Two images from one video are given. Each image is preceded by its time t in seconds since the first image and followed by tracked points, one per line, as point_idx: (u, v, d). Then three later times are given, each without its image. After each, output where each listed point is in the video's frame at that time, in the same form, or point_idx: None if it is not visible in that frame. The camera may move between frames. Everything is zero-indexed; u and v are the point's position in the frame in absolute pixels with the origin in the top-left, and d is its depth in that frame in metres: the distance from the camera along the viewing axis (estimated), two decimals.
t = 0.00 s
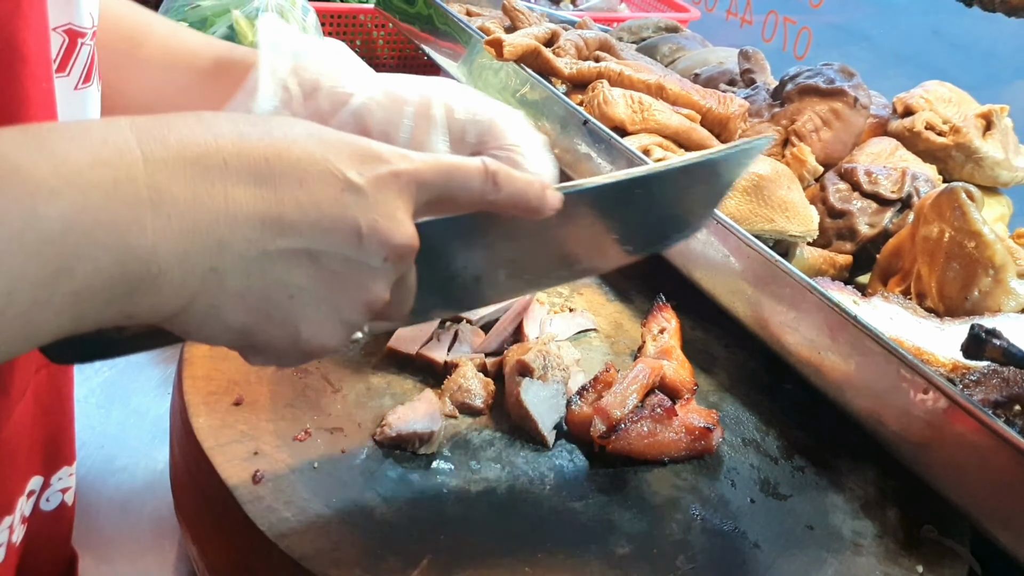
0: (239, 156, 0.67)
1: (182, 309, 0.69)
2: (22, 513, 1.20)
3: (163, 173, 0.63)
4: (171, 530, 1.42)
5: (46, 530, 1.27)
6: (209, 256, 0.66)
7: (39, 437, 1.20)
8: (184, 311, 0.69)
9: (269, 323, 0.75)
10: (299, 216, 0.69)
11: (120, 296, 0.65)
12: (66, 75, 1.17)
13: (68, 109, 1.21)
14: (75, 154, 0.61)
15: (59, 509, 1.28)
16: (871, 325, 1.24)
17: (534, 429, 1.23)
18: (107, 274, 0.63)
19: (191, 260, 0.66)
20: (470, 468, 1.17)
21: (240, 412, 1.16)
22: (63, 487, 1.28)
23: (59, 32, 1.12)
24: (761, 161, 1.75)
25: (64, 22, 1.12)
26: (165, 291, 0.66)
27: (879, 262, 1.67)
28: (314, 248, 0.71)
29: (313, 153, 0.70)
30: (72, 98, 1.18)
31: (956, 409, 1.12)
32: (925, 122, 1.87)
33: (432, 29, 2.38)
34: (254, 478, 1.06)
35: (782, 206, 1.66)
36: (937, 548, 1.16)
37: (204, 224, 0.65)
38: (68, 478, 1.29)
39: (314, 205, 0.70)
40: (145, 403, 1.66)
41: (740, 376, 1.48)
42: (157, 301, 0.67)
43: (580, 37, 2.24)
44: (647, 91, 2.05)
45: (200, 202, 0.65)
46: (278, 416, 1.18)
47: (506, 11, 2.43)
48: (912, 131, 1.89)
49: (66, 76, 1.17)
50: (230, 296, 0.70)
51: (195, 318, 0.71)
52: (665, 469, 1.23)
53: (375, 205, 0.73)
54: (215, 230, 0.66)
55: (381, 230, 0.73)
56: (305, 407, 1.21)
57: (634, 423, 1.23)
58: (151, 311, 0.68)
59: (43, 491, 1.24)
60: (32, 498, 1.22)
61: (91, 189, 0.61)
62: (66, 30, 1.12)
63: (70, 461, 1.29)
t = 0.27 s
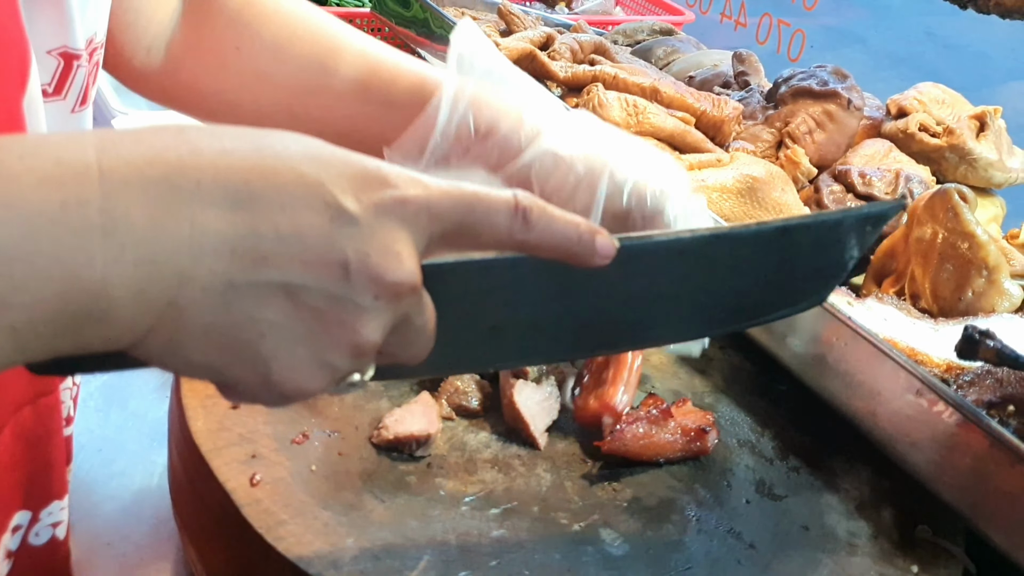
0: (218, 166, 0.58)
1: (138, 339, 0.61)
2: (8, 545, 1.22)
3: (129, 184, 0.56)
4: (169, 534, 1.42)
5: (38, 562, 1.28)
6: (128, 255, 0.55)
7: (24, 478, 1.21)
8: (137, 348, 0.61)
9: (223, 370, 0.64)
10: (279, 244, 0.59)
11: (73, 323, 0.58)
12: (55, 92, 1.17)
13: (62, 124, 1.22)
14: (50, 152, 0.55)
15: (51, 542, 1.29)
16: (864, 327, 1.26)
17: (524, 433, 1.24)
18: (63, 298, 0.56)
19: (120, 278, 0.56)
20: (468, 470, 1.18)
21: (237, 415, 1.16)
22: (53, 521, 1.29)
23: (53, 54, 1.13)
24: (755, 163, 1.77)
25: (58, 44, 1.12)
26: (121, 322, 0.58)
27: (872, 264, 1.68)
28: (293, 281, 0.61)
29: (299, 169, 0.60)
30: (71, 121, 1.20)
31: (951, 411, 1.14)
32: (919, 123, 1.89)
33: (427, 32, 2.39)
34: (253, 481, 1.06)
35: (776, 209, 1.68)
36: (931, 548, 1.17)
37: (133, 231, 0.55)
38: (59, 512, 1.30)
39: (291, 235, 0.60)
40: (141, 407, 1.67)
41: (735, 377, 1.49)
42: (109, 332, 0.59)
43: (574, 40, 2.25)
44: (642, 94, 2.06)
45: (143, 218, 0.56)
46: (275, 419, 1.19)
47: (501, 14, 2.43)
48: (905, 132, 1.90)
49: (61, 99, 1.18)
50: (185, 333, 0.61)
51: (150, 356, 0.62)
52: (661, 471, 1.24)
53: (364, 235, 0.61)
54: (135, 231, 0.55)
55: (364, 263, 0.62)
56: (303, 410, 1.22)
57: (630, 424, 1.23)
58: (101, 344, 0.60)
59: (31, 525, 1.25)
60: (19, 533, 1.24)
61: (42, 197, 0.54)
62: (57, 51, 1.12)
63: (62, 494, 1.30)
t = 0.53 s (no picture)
0: (223, 165, 0.87)
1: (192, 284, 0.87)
2: None
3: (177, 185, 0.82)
4: (164, 540, 1.41)
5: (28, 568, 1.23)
6: (212, 246, 0.86)
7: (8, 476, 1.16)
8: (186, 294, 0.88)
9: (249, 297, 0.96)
10: (271, 195, 0.92)
11: (145, 286, 0.82)
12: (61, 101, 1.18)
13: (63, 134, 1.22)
14: (96, 168, 0.77)
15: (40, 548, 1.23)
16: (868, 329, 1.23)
17: (523, 437, 1.22)
18: (132, 272, 0.79)
19: (200, 255, 0.85)
20: (465, 476, 1.16)
21: (231, 421, 1.15)
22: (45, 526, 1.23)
23: (55, 59, 1.14)
24: (755, 164, 1.76)
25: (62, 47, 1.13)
26: (173, 276, 0.84)
27: (875, 265, 1.67)
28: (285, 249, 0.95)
29: (290, 166, 0.94)
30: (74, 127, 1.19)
31: (955, 413, 1.11)
32: (921, 123, 1.85)
33: (423, 31, 2.37)
34: (247, 487, 1.04)
35: (777, 209, 1.65)
36: (936, 553, 1.15)
37: (221, 235, 0.87)
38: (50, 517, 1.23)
39: (287, 214, 0.93)
40: (135, 411, 1.65)
41: (736, 380, 1.47)
42: (173, 284, 0.85)
43: (572, 39, 2.23)
44: (641, 93, 2.04)
45: (203, 214, 0.84)
46: (269, 425, 1.17)
47: (498, 13, 2.41)
48: (908, 132, 1.86)
49: (64, 104, 1.18)
50: (224, 278, 0.90)
51: (197, 298, 0.90)
52: (662, 476, 1.22)
53: (336, 213, 0.99)
54: (221, 234, 0.87)
55: (339, 234, 1.00)
56: (298, 416, 1.20)
57: (630, 430, 1.22)
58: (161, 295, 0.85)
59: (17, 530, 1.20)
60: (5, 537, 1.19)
61: (112, 199, 0.76)
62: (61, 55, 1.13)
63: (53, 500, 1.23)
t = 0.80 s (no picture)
0: (247, 215, 0.77)
1: (196, 345, 0.76)
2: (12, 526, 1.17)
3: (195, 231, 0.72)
4: (165, 541, 1.42)
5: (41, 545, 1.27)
6: (230, 301, 0.75)
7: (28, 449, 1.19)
8: (199, 347, 0.77)
9: (260, 359, 0.82)
10: (293, 254, 0.80)
11: (150, 334, 0.72)
12: (64, 91, 1.10)
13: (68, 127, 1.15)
14: (99, 215, 0.67)
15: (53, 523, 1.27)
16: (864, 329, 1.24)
17: (523, 439, 1.23)
18: (151, 309, 0.70)
19: (216, 310, 0.74)
20: (465, 476, 1.17)
21: (233, 422, 1.15)
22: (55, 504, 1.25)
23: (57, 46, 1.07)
24: (751, 166, 1.76)
25: (63, 35, 1.06)
26: (195, 327, 0.74)
27: (869, 266, 1.68)
28: (304, 303, 0.82)
29: (310, 225, 0.82)
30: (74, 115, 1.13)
31: (946, 409, 1.13)
32: (915, 126, 1.89)
33: (421, 36, 2.38)
34: (249, 489, 1.05)
35: (773, 211, 1.67)
36: (933, 552, 1.16)
37: (237, 293, 0.75)
38: (60, 494, 1.26)
39: (307, 268, 0.81)
40: (136, 413, 1.66)
41: (732, 381, 1.48)
42: (184, 336, 0.74)
43: (569, 43, 2.24)
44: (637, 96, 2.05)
45: (225, 270, 0.74)
46: (271, 426, 1.18)
47: (495, 18, 2.42)
48: (902, 135, 1.90)
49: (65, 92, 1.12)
50: (238, 336, 0.78)
51: (203, 357, 0.79)
52: (661, 476, 1.23)
53: (352, 270, 0.85)
54: (239, 289, 0.75)
55: (354, 293, 0.85)
56: (299, 417, 1.21)
57: (628, 430, 1.23)
58: (169, 348, 0.75)
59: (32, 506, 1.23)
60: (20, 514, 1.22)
61: (126, 247, 0.67)
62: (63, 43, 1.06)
63: (65, 477, 1.26)
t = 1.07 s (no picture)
0: (276, 38, 0.67)
1: (255, 170, 0.70)
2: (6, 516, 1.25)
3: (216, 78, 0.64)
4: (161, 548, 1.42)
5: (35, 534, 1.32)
6: (272, 112, 0.67)
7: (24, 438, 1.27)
8: (261, 171, 0.70)
9: (337, 165, 0.74)
10: (332, 69, 0.70)
11: (196, 161, 0.65)
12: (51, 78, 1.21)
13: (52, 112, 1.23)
14: (115, 65, 0.59)
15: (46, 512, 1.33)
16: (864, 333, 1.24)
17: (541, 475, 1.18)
18: (190, 142, 0.63)
19: (261, 121, 0.67)
20: (464, 483, 1.16)
21: (230, 429, 1.15)
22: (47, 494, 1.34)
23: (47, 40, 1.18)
24: (750, 169, 1.75)
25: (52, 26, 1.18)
26: (246, 148, 0.67)
27: (869, 270, 1.67)
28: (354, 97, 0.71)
29: (346, 40, 0.71)
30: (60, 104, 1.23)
31: (947, 414, 1.12)
32: (914, 128, 1.85)
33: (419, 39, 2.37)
34: (246, 497, 1.04)
35: (772, 215, 1.66)
36: (935, 558, 1.16)
37: (279, 100, 0.67)
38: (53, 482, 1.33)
39: (347, 66, 0.71)
40: (132, 419, 1.65)
41: (733, 386, 1.47)
42: (240, 160, 0.67)
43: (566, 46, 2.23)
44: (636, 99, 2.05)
45: (257, 77, 0.66)
46: (268, 433, 1.17)
47: (493, 21, 2.42)
48: (900, 137, 1.87)
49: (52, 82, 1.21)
50: (300, 148, 0.70)
51: (274, 181, 0.72)
52: (661, 482, 1.22)
53: (393, 50, 0.73)
54: (280, 98, 0.67)
55: (406, 72, 0.73)
56: (297, 424, 1.20)
57: (629, 436, 1.21)
58: (229, 175, 0.68)
59: (27, 494, 1.30)
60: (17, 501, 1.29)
61: (137, 103, 0.60)
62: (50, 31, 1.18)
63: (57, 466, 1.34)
